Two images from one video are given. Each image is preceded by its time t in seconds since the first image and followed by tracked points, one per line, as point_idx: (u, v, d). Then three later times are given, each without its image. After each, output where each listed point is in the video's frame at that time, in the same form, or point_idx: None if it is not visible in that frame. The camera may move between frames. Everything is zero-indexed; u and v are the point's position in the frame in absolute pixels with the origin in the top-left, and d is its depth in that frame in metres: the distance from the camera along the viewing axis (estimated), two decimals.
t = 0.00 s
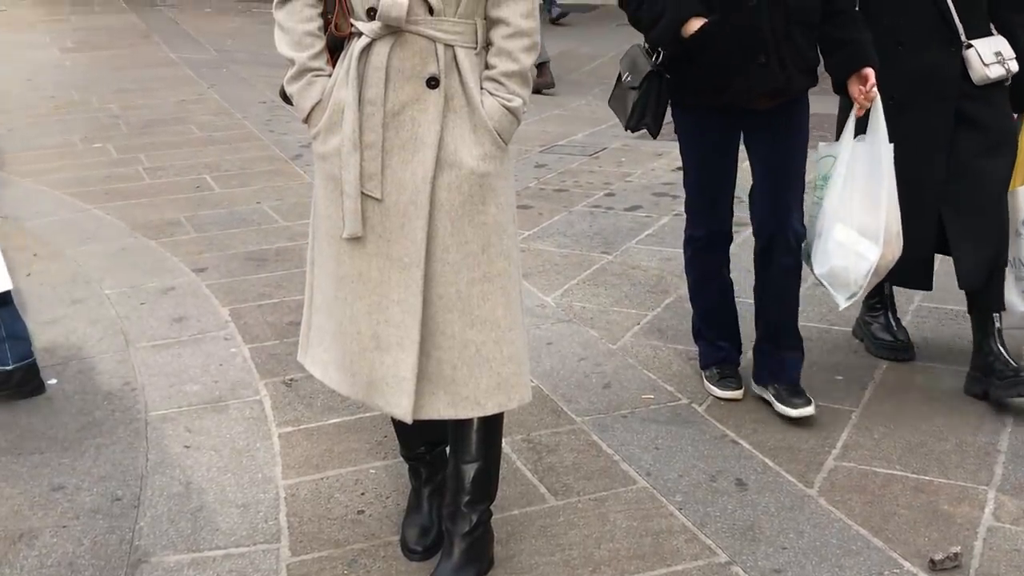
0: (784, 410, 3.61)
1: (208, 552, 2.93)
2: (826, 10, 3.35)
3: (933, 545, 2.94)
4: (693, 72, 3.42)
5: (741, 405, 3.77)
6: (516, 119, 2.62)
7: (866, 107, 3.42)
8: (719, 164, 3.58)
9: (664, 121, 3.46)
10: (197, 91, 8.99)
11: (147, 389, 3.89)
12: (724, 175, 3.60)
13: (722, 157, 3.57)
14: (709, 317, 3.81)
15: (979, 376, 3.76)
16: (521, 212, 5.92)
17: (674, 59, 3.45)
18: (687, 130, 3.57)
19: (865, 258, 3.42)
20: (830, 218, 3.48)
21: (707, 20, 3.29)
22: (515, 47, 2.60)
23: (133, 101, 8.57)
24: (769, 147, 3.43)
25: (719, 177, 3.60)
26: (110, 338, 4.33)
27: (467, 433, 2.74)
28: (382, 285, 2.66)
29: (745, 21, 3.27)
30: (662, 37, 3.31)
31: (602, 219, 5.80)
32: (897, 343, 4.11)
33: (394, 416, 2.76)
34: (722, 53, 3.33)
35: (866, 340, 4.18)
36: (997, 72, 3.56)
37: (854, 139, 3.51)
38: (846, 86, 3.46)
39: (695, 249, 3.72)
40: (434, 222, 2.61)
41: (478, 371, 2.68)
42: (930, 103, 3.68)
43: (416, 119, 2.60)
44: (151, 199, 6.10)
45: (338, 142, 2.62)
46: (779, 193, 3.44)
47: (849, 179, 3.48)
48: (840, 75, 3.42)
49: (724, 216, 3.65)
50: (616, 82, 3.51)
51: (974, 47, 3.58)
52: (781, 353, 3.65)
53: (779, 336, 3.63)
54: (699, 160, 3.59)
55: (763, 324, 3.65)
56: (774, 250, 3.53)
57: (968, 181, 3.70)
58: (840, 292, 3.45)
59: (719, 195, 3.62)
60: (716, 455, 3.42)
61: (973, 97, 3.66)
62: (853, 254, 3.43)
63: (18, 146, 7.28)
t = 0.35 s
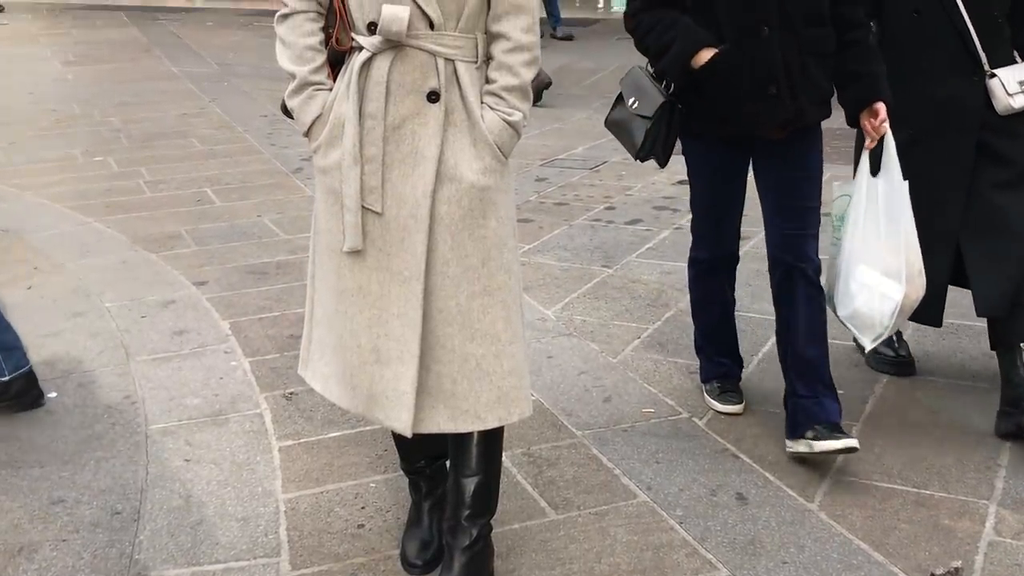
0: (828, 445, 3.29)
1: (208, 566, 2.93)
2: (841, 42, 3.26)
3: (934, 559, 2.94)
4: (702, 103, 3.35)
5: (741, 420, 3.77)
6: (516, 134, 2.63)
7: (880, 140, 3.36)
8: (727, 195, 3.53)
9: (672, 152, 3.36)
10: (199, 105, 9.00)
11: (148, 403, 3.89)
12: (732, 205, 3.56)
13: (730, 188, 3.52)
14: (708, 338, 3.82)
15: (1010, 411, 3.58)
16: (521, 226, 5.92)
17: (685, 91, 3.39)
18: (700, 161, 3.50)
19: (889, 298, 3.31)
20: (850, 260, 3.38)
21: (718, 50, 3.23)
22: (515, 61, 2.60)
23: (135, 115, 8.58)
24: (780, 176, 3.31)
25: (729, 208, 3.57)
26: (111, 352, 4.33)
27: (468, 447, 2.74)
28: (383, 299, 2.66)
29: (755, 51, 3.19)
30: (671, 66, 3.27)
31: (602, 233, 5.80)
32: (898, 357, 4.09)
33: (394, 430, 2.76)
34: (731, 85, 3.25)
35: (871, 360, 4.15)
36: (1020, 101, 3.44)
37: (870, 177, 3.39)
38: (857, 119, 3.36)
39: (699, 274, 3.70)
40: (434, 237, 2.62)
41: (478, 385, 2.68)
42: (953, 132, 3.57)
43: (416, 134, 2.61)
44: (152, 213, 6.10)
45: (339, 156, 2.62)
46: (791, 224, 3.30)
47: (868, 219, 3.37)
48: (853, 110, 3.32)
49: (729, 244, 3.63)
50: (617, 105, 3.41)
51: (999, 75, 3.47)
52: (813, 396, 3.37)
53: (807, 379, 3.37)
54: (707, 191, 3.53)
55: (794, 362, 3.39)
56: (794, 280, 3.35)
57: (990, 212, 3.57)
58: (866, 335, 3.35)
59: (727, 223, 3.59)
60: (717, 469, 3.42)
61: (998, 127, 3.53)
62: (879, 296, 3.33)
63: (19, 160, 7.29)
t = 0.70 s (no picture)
0: (845, 481, 3.15)
1: None
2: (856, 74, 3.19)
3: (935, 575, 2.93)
4: (713, 132, 3.28)
5: (742, 435, 3.76)
6: (516, 149, 2.64)
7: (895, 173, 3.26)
8: (738, 222, 3.47)
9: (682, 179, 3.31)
10: (200, 119, 9.02)
11: (148, 417, 3.89)
12: (744, 233, 3.50)
13: (743, 216, 3.46)
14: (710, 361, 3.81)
15: (1011, 443, 3.54)
16: (521, 240, 5.92)
17: (695, 118, 3.32)
18: (710, 193, 3.44)
19: (913, 337, 3.21)
20: (870, 297, 3.26)
21: (732, 80, 3.14)
22: (515, 77, 2.61)
23: (136, 129, 8.60)
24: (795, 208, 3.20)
25: (743, 236, 3.51)
26: (111, 366, 4.33)
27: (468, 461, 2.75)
28: (383, 314, 2.67)
29: (772, 82, 3.12)
30: (684, 94, 3.16)
31: (603, 247, 5.80)
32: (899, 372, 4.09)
33: (394, 445, 2.76)
34: (745, 117, 3.18)
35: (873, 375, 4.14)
36: None
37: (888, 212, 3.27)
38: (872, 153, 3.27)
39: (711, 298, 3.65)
40: (434, 252, 2.63)
41: (478, 401, 2.69)
42: (980, 157, 3.50)
43: (417, 149, 2.62)
44: (153, 227, 6.11)
45: (340, 171, 2.63)
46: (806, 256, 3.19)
47: (887, 257, 3.24)
48: (867, 143, 3.24)
49: (741, 270, 3.58)
50: (625, 127, 3.35)
51: None
52: (830, 433, 3.22)
53: (823, 415, 3.22)
54: (718, 218, 3.47)
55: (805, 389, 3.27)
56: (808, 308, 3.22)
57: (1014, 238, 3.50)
58: (887, 374, 3.24)
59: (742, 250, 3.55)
60: (717, 485, 3.41)
61: None
62: (901, 334, 3.22)
63: (20, 174, 7.30)
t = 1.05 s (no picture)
0: (834, 542, 3.10)
1: None
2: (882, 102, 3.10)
3: None
4: (731, 160, 3.18)
5: (742, 455, 3.76)
6: (516, 168, 2.65)
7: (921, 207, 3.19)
8: (758, 257, 3.34)
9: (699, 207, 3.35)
10: (201, 138, 9.03)
11: (148, 436, 3.88)
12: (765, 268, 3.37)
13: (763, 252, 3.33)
14: (721, 383, 3.72)
15: (1012, 463, 3.54)
16: (522, 259, 5.93)
17: (714, 145, 3.23)
18: (729, 223, 3.31)
19: (936, 377, 3.13)
20: (894, 334, 3.18)
21: (751, 106, 3.06)
22: (516, 97, 2.63)
23: (136, 147, 8.62)
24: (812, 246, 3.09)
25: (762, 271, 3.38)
26: (111, 385, 4.32)
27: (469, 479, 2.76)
28: (384, 333, 2.68)
29: (793, 107, 3.02)
30: (701, 119, 3.12)
31: (603, 266, 5.80)
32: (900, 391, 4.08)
33: (394, 465, 2.77)
34: (766, 144, 3.08)
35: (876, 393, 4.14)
36: None
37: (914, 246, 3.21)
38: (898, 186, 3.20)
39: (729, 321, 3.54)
40: (434, 271, 2.64)
41: (479, 420, 2.70)
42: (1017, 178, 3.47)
43: (418, 168, 2.64)
44: (153, 245, 6.12)
45: (340, 190, 2.64)
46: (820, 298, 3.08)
47: (914, 291, 3.17)
48: (895, 172, 3.13)
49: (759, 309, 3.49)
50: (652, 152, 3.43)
51: None
52: (830, 482, 3.15)
53: (825, 465, 3.15)
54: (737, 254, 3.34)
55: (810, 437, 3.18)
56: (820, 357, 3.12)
57: None
58: (912, 414, 3.15)
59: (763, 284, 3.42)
60: (717, 504, 3.41)
61: None
62: (926, 373, 3.14)
63: (21, 193, 7.30)
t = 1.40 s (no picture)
0: (835, 567, 3.10)
1: None
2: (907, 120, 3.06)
3: None
4: (750, 176, 3.10)
5: (742, 471, 3.75)
6: (516, 185, 2.68)
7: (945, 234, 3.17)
8: (776, 279, 3.19)
9: (722, 229, 3.19)
10: (201, 154, 9.04)
11: (147, 453, 3.88)
12: (786, 294, 3.22)
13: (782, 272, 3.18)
14: (749, 406, 3.55)
15: (1011, 480, 3.54)
16: (522, 276, 5.93)
17: (732, 161, 3.14)
18: (746, 243, 3.19)
19: (955, 409, 3.11)
20: (914, 362, 3.16)
21: (771, 119, 3.00)
22: (515, 114, 2.65)
23: (137, 164, 8.63)
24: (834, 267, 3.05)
25: (780, 296, 3.22)
26: (111, 402, 4.32)
27: (468, 496, 2.77)
28: (384, 349, 2.70)
29: (816, 120, 2.96)
30: (721, 133, 3.03)
31: (603, 282, 5.81)
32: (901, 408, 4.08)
33: (394, 482, 2.78)
34: (787, 159, 3.00)
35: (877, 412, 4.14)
36: None
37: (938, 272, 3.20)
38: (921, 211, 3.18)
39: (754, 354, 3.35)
40: (434, 287, 2.67)
41: (478, 437, 2.73)
42: None
43: (418, 185, 2.66)
44: (153, 262, 6.12)
45: (341, 206, 2.66)
46: (837, 322, 3.04)
47: (935, 319, 3.16)
48: (920, 197, 3.11)
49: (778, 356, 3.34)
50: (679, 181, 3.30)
51: None
52: (832, 505, 3.12)
53: (829, 487, 3.11)
54: (754, 274, 3.20)
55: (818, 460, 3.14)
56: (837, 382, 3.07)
57: None
58: (929, 446, 3.13)
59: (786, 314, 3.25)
60: (717, 521, 3.41)
61: None
62: (944, 404, 3.12)
63: (20, 209, 7.30)
